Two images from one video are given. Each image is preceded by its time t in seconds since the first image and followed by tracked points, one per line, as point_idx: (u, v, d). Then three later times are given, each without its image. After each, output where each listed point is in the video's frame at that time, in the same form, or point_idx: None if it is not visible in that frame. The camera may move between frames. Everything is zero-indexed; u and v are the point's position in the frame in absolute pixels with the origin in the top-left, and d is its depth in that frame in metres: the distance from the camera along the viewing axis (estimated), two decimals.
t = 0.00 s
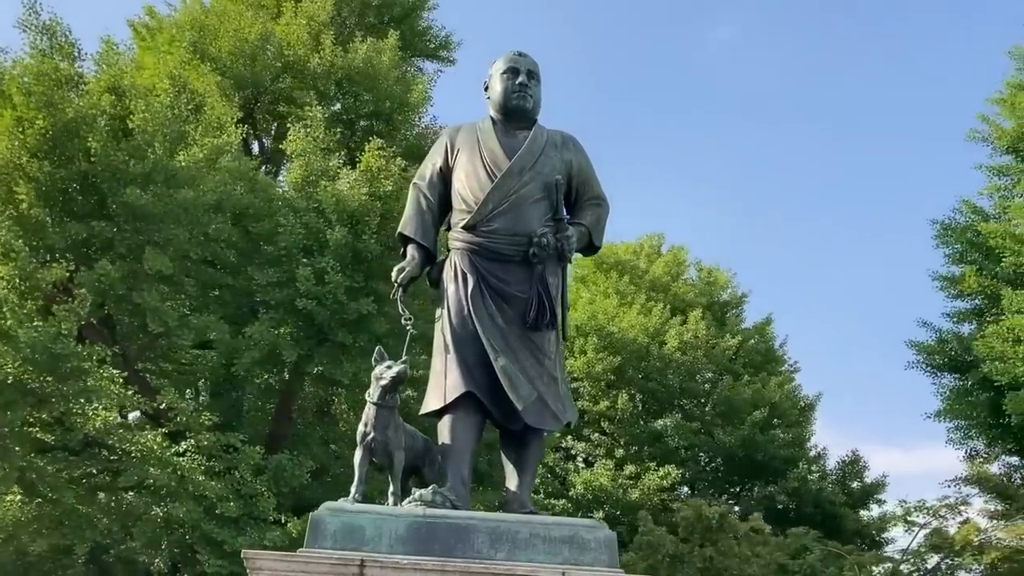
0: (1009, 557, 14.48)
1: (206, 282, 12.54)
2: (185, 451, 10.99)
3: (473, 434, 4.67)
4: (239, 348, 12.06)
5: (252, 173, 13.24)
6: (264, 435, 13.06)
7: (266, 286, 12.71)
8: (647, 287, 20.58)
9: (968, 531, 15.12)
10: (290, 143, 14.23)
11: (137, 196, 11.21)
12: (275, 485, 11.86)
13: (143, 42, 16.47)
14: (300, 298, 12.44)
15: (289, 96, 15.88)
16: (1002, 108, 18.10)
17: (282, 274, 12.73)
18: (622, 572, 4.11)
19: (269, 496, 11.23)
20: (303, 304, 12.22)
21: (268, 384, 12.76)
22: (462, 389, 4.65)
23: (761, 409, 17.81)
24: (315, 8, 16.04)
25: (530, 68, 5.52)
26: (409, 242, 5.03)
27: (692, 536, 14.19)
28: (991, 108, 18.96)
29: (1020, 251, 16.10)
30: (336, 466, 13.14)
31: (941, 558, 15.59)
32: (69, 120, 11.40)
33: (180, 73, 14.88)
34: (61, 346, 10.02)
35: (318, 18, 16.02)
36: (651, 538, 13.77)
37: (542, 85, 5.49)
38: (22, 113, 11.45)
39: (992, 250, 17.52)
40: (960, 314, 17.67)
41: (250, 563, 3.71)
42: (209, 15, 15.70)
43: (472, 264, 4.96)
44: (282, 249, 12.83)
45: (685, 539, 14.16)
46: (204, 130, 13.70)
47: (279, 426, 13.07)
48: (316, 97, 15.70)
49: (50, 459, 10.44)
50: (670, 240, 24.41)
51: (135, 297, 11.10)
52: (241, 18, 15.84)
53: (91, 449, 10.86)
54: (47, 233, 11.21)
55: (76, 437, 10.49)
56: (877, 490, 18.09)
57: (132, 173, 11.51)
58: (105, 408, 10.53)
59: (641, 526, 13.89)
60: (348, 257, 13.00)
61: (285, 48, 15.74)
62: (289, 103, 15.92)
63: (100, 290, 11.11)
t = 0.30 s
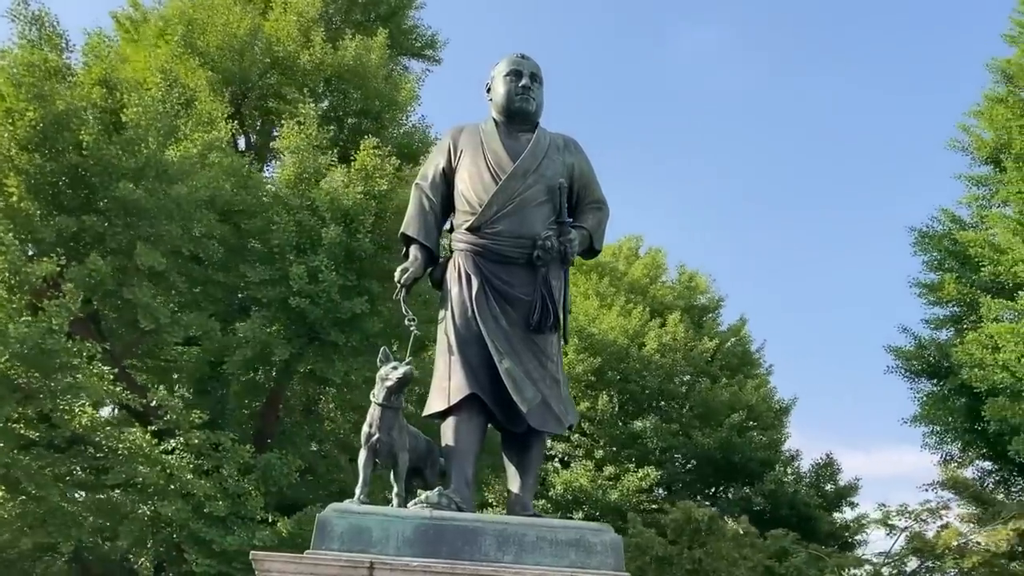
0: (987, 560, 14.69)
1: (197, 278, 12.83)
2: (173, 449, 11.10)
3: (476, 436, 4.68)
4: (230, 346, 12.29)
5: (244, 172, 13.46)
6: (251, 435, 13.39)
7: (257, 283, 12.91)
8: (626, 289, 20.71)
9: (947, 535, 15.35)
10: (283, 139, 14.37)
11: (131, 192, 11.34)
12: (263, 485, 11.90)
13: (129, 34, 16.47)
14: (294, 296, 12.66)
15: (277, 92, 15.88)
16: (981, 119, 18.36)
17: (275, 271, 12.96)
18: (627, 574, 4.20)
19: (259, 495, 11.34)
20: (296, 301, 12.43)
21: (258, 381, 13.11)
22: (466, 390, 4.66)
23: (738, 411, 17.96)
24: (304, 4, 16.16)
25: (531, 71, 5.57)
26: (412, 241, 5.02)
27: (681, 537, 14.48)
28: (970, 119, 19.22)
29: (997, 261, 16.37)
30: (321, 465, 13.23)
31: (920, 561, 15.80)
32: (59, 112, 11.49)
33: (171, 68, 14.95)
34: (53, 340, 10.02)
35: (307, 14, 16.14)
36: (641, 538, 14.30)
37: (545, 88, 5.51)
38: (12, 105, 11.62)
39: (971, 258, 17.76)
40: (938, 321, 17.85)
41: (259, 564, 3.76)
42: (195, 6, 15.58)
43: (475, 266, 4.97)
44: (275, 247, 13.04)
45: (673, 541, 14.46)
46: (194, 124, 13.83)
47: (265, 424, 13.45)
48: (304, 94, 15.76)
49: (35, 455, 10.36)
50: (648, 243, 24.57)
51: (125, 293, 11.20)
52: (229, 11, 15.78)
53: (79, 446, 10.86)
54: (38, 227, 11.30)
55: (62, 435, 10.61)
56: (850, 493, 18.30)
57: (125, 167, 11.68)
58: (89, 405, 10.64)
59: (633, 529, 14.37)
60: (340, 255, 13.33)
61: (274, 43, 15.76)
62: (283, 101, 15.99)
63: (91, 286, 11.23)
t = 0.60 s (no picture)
0: (969, 564, 14.91)
1: (187, 274, 13.15)
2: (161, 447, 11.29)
3: (481, 438, 4.70)
4: (220, 344, 12.49)
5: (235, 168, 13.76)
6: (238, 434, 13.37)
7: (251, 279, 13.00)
8: (607, 291, 20.86)
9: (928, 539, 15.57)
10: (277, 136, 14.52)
11: (125, 186, 11.47)
12: (253, 485, 11.94)
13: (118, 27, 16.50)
14: (287, 294, 12.78)
15: (266, 87, 15.97)
16: (961, 130, 18.70)
17: (268, 270, 12.99)
18: None
19: (247, 493, 11.32)
20: (290, 300, 12.50)
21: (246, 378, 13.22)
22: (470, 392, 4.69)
23: (717, 414, 18.12)
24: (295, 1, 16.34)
25: (534, 75, 5.60)
26: (417, 243, 5.04)
27: (670, 539, 15.07)
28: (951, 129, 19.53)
29: (976, 270, 16.67)
30: (307, 464, 13.23)
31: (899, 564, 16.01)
32: (52, 104, 11.76)
33: (163, 62, 15.06)
34: (45, 336, 9.97)
35: (299, 11, 16.36)
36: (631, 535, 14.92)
37: (548, 92, 5.54)
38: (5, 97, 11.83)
39: (950, 267, 18.01)
40: (916, 327, 18.07)
41: (266, 566, 3.86)
42: None
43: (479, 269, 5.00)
44: (268, 244, 13.11)
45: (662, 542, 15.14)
46: (185, 119, 14.04)
47: (253, 424, 13.42)
48: (293, 92, 15.93)
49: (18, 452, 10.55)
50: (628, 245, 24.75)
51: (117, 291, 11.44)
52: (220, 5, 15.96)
53: (66, 443, 11.02)
54: (27, 220, 11.43)
55: (47, 432, 10.83)
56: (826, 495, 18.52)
57: (117, 162, 11.83)
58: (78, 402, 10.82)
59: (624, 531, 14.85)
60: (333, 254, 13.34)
61: (265, 38, 15.81)
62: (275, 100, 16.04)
63: (80, 279, 11.39)
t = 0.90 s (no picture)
0: (951, 570, 15.15)
1: (179, 272, 13.12)
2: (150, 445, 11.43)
3: (483, 442, 4.75)
4: (213, 343, 12.69)
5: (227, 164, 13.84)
6: (225, 431, 13.61)
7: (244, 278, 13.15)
8: (587, 293, 21.01)
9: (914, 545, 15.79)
10: (271, 134, 14.80)
11: (121, 184, 11.57)
12: (242, 484, 12.07)
13: (104, 19, 16.50)
14: (281, 294, 13.03)
15: (255, 83, 16.26)
16: (942, 140, 19.04)
17: (260, 269, 13.19)
18: None
19: (236, 493, 11.64)
20: (285, 300, 12.73)
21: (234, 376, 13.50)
22: (472, 396, 4.73)
23: (696, 417, 18.30)
24: None
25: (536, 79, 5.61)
26: (419, 246, 5.05)
27: (657, 542, 15.41)
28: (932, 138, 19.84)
29: (957, 279, 16.99)
30: (294, 463, 13.38)
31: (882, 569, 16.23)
32: (46, 98, 11.85)
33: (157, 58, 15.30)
34: (37, 334, 9.99)
35: (289, 8, 16.59)
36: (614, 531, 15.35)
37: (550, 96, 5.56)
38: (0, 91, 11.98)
39: (931, 275, 18.22)
40: (895, 334, 18.23)
41: (276, 567, 3.96)
42: None
43: (482, 271, 5.03)
44: (263, 244, 13.40)
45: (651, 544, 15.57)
46: (177, 115, 14.36)
47: (240, 422, 13.63)
48: (282, 91, 16.21)
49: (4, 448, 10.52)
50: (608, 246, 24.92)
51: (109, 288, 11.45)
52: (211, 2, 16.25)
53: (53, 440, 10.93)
54: (19, 214, 11.58)
55: (33, 428, 10.76)
56: (801, 498, 18.75)
57: (109, 158, 11.86)
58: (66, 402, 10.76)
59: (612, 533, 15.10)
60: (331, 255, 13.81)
61: (256, 35, 16.16)
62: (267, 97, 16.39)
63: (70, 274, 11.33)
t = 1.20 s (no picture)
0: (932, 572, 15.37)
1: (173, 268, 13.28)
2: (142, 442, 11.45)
3: (486, 443, 4.82)
4: (206, 339, 12.92)
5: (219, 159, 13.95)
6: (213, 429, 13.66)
7: (239, 276, 13.43)
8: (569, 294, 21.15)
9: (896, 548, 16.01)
10: (265, 131, 14.97)
11: (116, 179, 11.77)
12: (232, 483, 12.08)
13: (93, 15, 16.61)
14: (276, 292, 13.20)
15: (244, 80, 16.55)
16: (923, 149, 19.38)
17: (255, 268, 13.40)
18: None
19: (226, 493, 11.66)
20: (280, 299, 12.90)
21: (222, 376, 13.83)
22: (476, 396, 4.79)
23: (676, 419, 18.46)
24: None
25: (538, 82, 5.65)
26: (422, 247, 5.09)
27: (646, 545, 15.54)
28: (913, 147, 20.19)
29: (939, 286, 17.29)
30: (282, 462, 13.34)
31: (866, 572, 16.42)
32: (39, 92, 12.17)
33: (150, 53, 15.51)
34: (30, 330, 10.22)
35: (281, 6, 16.81)
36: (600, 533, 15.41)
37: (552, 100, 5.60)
38: None
39: (911, 281, 18.38)
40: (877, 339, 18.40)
41: (286, 567, 4.02)
42: None
43: (485, 272, 5.09)
44: (258, 242, 13.63)
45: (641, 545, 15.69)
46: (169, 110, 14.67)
47: (229, 420, 13.69)
48: (273, 89, 16.41)
49: None
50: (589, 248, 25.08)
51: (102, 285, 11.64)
52: None
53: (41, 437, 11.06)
54: (11, 209, 11.80)
55: (19, 425, 10.79)
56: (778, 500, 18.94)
57: (104, 152, 12.09)
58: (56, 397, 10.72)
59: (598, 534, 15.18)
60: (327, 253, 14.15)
61: (248, 33, 16.42)
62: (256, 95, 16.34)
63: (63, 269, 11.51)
